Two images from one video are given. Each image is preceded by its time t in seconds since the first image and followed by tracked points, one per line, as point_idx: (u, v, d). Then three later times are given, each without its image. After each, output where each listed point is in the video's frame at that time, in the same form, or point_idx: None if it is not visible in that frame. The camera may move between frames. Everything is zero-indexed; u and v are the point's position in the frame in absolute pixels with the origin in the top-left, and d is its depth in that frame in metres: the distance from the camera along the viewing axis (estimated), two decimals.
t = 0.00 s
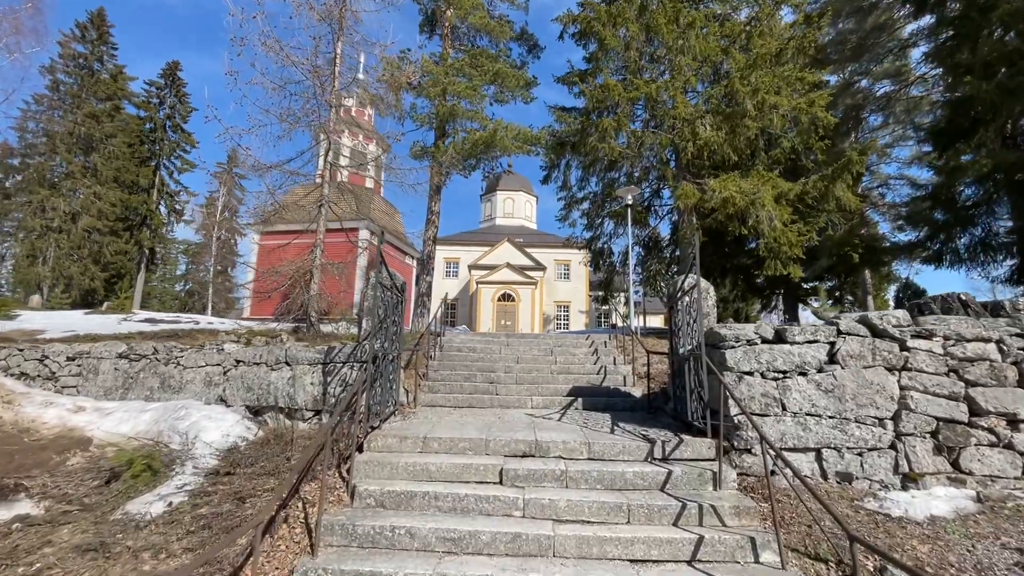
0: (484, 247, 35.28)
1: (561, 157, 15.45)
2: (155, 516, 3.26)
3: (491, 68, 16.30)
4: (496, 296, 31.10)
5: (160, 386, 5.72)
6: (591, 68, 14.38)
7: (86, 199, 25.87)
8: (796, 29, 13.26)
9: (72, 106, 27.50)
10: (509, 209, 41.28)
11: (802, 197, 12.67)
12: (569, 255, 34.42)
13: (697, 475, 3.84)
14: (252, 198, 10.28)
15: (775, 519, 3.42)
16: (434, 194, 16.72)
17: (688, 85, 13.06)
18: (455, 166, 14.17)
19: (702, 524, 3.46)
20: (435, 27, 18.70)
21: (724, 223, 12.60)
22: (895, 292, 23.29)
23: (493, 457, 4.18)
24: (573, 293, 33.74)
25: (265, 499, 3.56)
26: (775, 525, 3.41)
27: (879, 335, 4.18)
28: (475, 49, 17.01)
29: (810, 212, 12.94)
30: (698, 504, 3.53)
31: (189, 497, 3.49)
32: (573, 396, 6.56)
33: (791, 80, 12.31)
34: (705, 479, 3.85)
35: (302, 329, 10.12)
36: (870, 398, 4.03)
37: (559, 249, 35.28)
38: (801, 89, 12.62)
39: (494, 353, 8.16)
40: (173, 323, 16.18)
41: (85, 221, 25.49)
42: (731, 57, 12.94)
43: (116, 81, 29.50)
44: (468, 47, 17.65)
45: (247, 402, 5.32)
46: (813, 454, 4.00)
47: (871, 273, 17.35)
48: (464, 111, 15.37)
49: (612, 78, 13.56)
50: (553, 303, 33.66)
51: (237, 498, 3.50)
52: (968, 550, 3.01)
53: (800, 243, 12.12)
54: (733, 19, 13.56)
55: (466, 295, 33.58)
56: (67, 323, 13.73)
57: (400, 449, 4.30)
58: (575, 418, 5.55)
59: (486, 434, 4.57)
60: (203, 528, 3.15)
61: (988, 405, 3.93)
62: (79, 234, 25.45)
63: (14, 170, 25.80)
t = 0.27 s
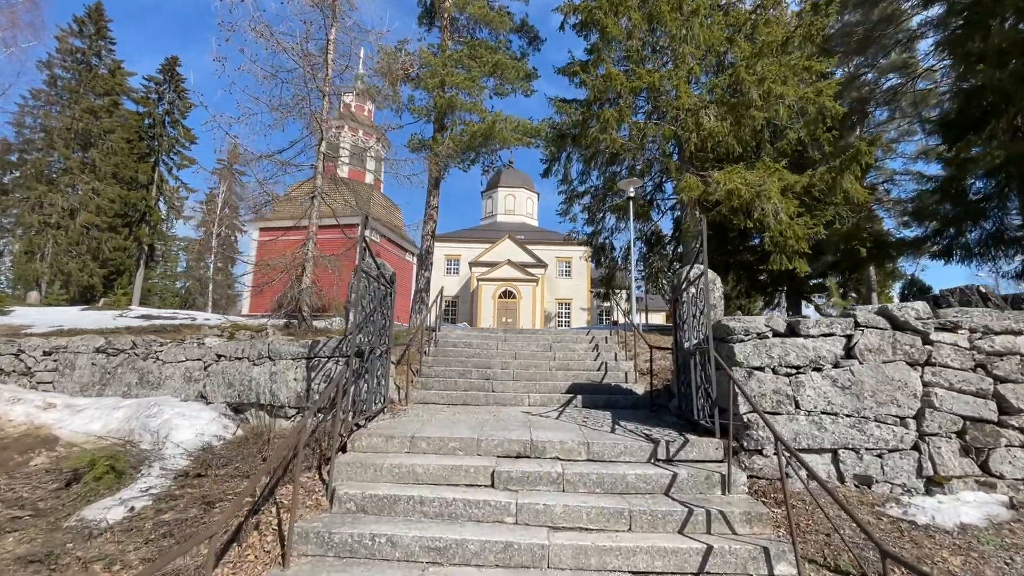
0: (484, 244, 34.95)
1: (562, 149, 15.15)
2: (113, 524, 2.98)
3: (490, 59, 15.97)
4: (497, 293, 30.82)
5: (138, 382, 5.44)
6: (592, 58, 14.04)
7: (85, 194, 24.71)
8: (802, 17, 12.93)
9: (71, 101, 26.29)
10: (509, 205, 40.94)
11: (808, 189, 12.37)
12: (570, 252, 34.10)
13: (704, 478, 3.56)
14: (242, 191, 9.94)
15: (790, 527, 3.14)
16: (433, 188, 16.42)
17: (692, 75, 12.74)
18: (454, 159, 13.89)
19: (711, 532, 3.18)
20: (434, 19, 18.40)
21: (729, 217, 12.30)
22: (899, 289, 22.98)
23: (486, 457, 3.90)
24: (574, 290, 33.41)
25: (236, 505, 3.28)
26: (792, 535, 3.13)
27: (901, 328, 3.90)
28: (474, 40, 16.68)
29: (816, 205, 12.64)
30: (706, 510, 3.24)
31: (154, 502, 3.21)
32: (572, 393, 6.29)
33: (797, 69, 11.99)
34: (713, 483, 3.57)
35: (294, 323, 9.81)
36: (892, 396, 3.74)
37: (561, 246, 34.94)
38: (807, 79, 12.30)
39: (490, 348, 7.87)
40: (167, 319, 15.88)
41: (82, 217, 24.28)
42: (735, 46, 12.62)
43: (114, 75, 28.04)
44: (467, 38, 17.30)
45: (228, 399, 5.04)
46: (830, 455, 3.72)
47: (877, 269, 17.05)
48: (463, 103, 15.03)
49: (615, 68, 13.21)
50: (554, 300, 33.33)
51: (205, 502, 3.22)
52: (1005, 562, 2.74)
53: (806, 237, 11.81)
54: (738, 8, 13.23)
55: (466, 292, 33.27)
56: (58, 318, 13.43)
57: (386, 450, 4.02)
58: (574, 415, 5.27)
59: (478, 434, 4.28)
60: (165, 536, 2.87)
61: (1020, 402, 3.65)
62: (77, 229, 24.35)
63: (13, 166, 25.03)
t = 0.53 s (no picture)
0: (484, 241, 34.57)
1: (562, 142, 14.77)
2: (53, 546, 2.67)
3: (488, 50, 15.57)
4: (497, 290, 30.52)
5: (110, 383, 5.13)
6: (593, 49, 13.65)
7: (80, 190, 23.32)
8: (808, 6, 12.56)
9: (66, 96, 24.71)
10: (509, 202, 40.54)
11: (814, 182, 12.04)
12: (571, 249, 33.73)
13: (713, 490, 3.25)
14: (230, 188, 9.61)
15: (811, 546, 2.82)
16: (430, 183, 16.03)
17: (695, 65, 12.38)
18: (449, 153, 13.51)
19: (722, 551, 2.88)
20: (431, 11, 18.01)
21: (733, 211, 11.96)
22: (903, 285, 22.65)
23: (475, 466, 3.59)
24: (574, 287, 33.04)
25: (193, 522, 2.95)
26: (815, 556, 2.82)
27: (929, 326, 3.58)
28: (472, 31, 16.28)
29: (822, 199, 12.30)
30: (717, 527, 2.93)
31: (105, 518, 2.90)
32: (570, 393, 5.98)
33: (804, 59, 11.63)
34: (723, 495, 3.26)
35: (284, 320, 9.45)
36: (919, 399, 3.43)
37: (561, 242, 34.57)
38: (813, 69, 11.95)
39: (486, 346, 7.53)
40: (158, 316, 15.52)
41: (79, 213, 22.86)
42: (740, 35, 12.26)
43: (111, 72, 26.43)
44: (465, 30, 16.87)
45: (203, 402, 4.73)
46: (851, 464, 3.41)
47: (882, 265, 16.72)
48: (460, 95, 14.61)
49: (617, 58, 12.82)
50: (554, 297, 32.95)
51: (161, 518, 2.90)
52: None
53: (813, 231, 11.47)
54: None
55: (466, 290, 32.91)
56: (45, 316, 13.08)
57: (368, 458, 3.71)
58: (573, 418, 4.97)
59: (469, 440, 3.96)
60: (110, 559, 2.54)
61: None
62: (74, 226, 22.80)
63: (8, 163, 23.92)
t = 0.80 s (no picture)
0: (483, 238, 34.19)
1: (562, 133, 14.41)
2: None
3: (486, 41, 15.17)
4: (496, 287, 30.18)
5: (81, 381, 4.82)
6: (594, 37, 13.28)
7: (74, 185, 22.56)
8: None
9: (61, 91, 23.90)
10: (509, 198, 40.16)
11: (821, 174, 11.70)
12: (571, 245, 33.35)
13: (732, 499, 2.94)
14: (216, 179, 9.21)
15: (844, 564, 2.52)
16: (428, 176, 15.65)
17: (699, 53, 12.02)
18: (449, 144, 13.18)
19: (744, 570, 2.58)
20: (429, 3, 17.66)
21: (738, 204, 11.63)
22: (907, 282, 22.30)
23: (468, 473, 3.28)
24: (575, 284, 32.64)
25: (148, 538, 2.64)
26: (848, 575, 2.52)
27: (967, 317, 3.27)
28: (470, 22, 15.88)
29: (829, 191, 11.97)
30: (738, 542, 2.63)
31: (52, 531, 2.60)
32: (571, 392, 5.67)
33: (810, 46, 11.30)
34: (742, 504, 2.94)
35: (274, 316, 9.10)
36: (956, 398, 3.14)
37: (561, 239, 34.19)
38: (820, 57, 11.61)
39: (484, 342, 7.20)
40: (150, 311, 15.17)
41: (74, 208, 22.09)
42: (745, 23, 11.91)
43: (106, 65, 25.64)
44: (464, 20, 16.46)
45: (179, 401, 4.42)
46: (881, 469, 3.12)
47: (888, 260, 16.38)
48: (458, 85, 14.18)
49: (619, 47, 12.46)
50: (554, 294, 32.56)
51: (113, 530, 2.59)
52: None
53: (820, 224, 11.14)
54: None
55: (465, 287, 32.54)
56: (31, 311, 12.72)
57: (352, 464, 3.39)
58: (574, 418, 4.66)
59: (461, 443, 3.65)
60: None
61: None
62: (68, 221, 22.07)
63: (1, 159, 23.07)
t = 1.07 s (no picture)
0: (482, 234, 33.83)
1: (562, 125, 14.05)
2: None
3: (485, 31, 14.79)
4: (495, 284, 29.87)
5: (48, 383, 4.48)
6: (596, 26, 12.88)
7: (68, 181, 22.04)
8: None
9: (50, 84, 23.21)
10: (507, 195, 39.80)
11: (828, 166, 11.37)
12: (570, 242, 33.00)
13: (754, 517, 2.63)
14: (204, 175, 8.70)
15: None
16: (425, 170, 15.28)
17: (702, 41, 11.62)
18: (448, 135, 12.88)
19: None
20: None
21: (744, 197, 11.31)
22: (911, 279, 22.00)
23: (461, 486, 2.96)
24: (574, 281, 32.30)
25: (94, 567, 2.33)
26: None
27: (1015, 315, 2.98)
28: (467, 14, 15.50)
29: (836, 184, 11.65)
30: (765, 568, 2.32)
31: None
32: (573, 393, 5.36)
33: (818, 34, 10.95)
34: (767, 523, 2.64)
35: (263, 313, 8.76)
36: (1002, 403, 2.87)
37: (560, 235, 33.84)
38: (828, 45, 11.26)
39: (481, 340, 6.87)
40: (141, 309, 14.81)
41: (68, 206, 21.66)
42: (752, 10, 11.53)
43: (100, 59, 24.85)
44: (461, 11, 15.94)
45: (151, 405, 4.10)
46: (920, 483, 2.84)
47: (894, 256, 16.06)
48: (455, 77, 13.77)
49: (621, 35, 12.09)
50: (553, 291, 32.22)
51: (53, 557, 2.29)
52: None
53: (827, 218, 10.83)
54: None
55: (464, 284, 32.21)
56: (17, 309, 12.37)
57: (334, 475, 3.08)
58: (578, 422, 4.35)
59: (453, 451, 3.33)
60: None
61: None
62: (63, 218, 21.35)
63: None
